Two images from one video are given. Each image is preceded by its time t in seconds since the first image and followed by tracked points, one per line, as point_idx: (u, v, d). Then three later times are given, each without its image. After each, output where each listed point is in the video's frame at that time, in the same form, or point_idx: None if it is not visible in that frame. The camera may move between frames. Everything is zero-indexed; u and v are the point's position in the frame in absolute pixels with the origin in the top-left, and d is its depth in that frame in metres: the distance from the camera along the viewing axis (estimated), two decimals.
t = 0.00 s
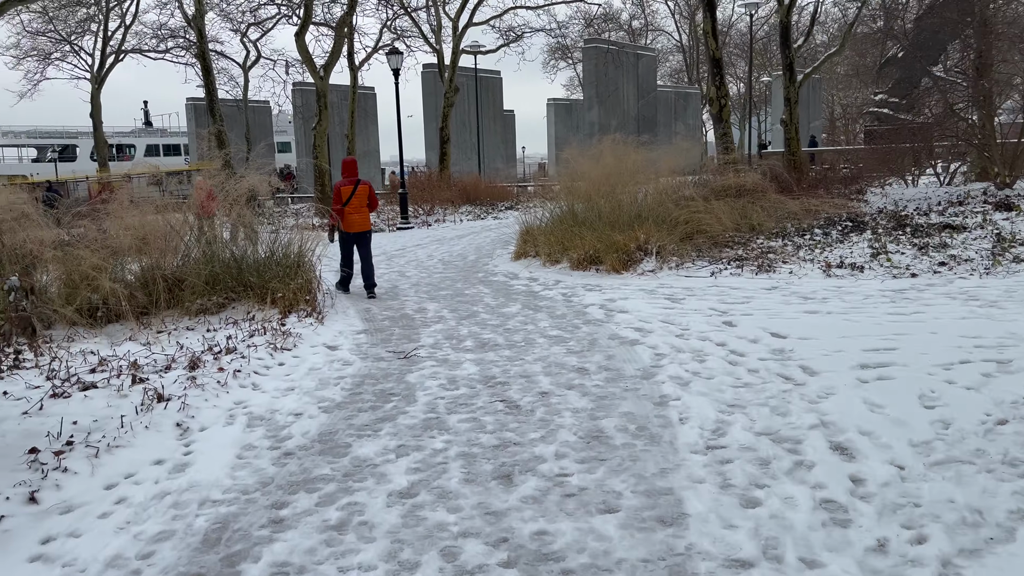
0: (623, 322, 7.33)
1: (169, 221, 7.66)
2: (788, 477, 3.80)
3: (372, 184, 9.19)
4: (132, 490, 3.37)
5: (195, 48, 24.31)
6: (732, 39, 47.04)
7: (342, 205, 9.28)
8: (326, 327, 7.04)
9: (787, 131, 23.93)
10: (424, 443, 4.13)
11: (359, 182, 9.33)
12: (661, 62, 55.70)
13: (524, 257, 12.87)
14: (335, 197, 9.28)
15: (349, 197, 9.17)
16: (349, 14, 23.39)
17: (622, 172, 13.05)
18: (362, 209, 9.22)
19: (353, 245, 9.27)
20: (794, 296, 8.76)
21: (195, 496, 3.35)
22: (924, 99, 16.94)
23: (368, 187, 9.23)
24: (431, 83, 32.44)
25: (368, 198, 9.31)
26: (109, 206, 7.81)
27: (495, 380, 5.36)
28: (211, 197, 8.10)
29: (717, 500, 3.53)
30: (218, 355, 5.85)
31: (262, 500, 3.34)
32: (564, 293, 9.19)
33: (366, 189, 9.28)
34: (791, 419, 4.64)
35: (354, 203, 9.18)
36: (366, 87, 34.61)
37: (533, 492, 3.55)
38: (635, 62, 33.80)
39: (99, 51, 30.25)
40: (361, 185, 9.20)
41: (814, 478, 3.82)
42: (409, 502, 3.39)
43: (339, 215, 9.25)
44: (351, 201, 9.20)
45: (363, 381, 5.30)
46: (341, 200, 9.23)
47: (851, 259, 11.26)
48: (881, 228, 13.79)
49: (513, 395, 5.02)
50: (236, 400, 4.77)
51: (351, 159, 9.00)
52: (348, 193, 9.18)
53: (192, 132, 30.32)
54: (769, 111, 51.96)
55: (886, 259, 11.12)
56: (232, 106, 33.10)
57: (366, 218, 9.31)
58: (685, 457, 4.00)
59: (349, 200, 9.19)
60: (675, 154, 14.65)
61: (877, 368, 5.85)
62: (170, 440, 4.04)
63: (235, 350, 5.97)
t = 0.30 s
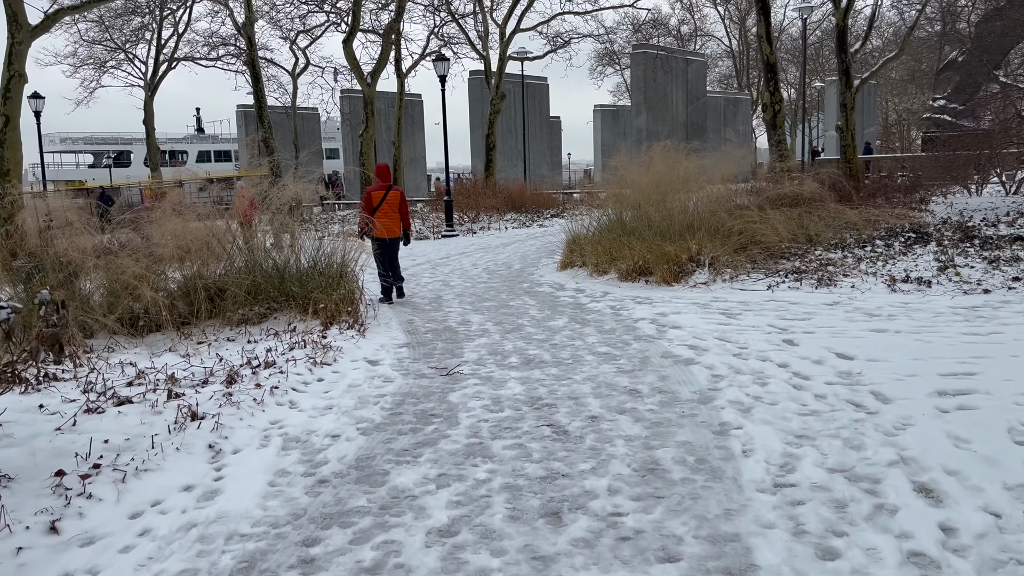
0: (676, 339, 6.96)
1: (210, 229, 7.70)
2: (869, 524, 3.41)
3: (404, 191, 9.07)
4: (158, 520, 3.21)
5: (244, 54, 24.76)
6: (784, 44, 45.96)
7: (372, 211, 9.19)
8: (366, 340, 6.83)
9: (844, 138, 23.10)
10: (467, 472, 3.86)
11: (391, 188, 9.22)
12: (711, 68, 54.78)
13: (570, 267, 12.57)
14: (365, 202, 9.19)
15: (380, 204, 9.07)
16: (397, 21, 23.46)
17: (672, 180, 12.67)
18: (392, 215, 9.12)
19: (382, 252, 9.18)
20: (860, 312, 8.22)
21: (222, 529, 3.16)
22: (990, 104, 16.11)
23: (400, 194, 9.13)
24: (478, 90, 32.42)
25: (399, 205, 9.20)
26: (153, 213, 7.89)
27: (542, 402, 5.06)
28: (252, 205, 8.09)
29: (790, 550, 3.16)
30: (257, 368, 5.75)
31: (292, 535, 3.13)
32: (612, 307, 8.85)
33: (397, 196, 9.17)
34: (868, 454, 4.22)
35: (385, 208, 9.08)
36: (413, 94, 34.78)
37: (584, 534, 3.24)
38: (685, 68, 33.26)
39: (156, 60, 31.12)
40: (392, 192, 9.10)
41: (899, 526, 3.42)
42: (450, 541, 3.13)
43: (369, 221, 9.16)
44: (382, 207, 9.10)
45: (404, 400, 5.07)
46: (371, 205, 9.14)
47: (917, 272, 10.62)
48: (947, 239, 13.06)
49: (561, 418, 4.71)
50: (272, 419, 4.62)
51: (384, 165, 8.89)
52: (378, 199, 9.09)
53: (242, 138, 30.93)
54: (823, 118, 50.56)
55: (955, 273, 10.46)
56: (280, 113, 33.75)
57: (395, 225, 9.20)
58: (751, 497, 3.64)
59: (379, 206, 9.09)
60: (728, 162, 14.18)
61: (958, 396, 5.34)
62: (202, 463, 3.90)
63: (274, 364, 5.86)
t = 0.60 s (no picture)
0: (718, 354, 6.60)
1: (236, 237, 7.64)
2: (950, 566, 3.03)
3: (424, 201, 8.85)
4: (167, 550, 3.02)
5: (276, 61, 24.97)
6: (820, 50, 45.17)
7: (392, 220, 9.03)
8: (396, 351, 6.61)
9: (884, 144, 22.41)
10: (500, 499, 3.58)
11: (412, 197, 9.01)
12: (744, 74, 54.08)
13: (603, 275, 12.25)
14: (386, 212, 9.03)
15: (400, 212, 8.87)
16: (428, 27, 23.42)
17: (709, 187, 12.32)
18: (412, 224, 8.90)
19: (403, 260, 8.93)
20: (913, 325, 7.64)
21: (235, 561, 2.94)
22: None
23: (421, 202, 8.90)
24: (509, 97, 32.29)
25: (420, 213, 8.98)
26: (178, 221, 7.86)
27: (579, 420, 4.75)
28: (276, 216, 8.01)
29: None
30: (280, 382, 5.56)
31: (310, 570, 2.88)
32: (647, 317, 8.52)
33: (418, 205, 8.96)
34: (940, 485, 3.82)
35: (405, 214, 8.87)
36: (443, 102, 34.79)
37: (629, 573, 2.93)
38: (720, 74, 32.78)
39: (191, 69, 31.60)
40: (413, 199, 8.90)
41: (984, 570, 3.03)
42: None
43: (390, 229, 8.95)
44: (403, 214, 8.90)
45: (432, 417, 4.81)
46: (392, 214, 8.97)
47: (970, 283, 9.98)
48: (1000, 248, 12.42)
49: (600, 440, 4.39)
50: (294, 437, 4.40)
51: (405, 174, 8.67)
52: (399, 207, 8.89)
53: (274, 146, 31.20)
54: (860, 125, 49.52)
55: (1011, 283, 9.82)
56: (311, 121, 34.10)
57: (417, 234, 8.95)
58: (813, 532, 3.29)
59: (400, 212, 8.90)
60: (767, 168, 13.76)
61: None
62: (218, 486, 3.72)
63: (298, 376, 5.66)
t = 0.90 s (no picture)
0: (751, 372, 6.25)
1: (247, 249, 7.45)
2: None
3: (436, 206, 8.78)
4: None
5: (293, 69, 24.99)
6: (841, 55, 44.57)
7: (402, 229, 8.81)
8: (411, 369, 6.32)
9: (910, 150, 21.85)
10: (522, 541, 3.26)
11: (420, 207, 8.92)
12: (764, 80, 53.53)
13: (625, 286, 11.95)
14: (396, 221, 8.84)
15: (411, 219, 8.72)
16: (445, 34, 23.27)
17: (734, 194, 11.98)
18: (424, 230, 8.74)
19: (419, 268, 8.62)
20: (956, 341, 7.09)
21: None
22: None
23: (431, 209, 8.81)
24: (527, 104, 32.07)
25: (430, 222, 8.86)
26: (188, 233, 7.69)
27: (607, 448, 4.42)
28: (287, 226, 7.79)
29: None
30: (290, 403, 5.29)
31: None
32: (673, 332, 8.19)
33: (428, 212, 8.85)
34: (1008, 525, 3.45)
35: (416, 221, 8.73)
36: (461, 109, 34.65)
37: None
38: (740, 79, 32.37)
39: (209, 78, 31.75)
40: (423, 207, 8.81)
41: None
42: None
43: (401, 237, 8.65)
44: (414, 221, 8.75)
45: (450, 444, 4.50)
46: (402, 224, 8.81)
47: (1012, 295, 9.39)
48: None
49: (629, 471, 4.06)
50: (302, 466, 4.12)
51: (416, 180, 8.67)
52: (409, 216, 8.77)
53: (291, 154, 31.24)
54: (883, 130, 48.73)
55: None
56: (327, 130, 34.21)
57: (429, 241, 8.77)
58: None
59: (412, 219, 8.76)
60: (793, 174, 13.37)
61: None
62: (217, 523, 3.48)
63: (309, 397, 5.39)
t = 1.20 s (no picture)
0: (770, 382, 5.96)
1: (246, 254, 7.22)
2: None
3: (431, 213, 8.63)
4: None
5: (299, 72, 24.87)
6: (853, 55, 44.11)
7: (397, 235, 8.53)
8: (414, 379, 6.05)
9: (926, 150, 21.44)
10: (529, 572, 2.99)
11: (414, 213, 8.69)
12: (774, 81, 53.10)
13: (636, 289, 11.69)
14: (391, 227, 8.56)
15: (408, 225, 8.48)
16: (452, 35, 23.05)
17: (746, 195, 11.69)
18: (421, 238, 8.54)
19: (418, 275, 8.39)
20: (984, 347, 6.79)
21: None
22: None
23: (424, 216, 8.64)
24: (535, 106, 31.85)
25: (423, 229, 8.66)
26: (185, 238, 7.49)
27: (619, 465, 4.15)
28: (287, 229, 7.56)
29: None
30: (285, 415, 5.02)
31: None
32: (686, 339, 7.90)
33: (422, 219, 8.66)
34: None
35: (412, 227, 8.47)
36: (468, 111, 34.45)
37: None
38: (750, 80, 32.04)
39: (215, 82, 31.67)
40: (418, 213, 8.55)
41: None
42: None
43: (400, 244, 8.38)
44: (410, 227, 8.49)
45: (452, 460, 4.23)
46: (397, 231, 8.54)
47: None
48: None
49: (645, 490, 3.79)
50: (295, 485, 3.86)
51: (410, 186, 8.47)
52: (404, 223, 8.51)
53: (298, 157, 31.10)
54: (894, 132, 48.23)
55: None
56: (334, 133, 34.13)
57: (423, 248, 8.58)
58: None
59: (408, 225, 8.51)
60: (807, 175, 13.07)
61: None
62: (201, 550, 3.21)
63: (306, 409, 5.13)
